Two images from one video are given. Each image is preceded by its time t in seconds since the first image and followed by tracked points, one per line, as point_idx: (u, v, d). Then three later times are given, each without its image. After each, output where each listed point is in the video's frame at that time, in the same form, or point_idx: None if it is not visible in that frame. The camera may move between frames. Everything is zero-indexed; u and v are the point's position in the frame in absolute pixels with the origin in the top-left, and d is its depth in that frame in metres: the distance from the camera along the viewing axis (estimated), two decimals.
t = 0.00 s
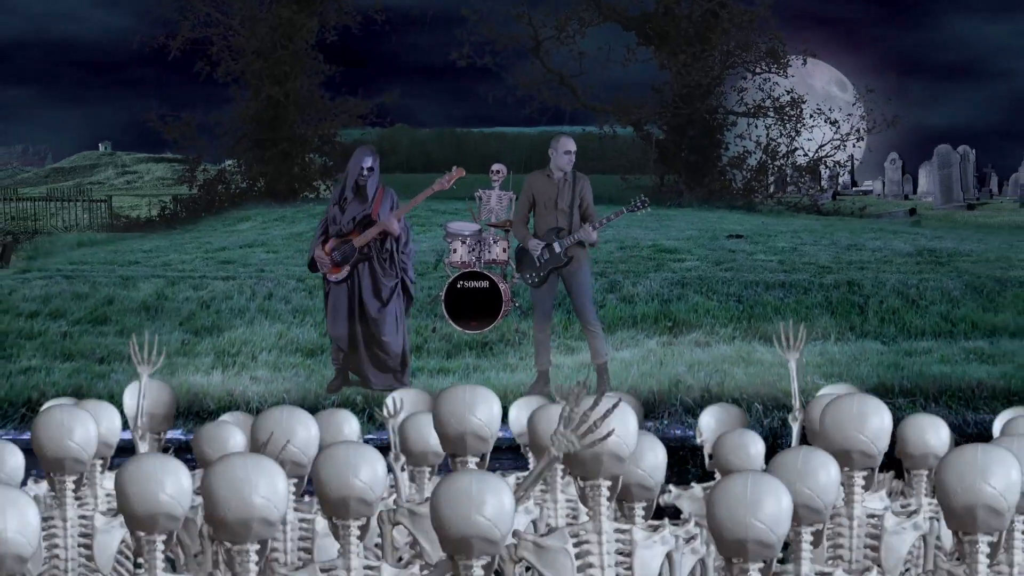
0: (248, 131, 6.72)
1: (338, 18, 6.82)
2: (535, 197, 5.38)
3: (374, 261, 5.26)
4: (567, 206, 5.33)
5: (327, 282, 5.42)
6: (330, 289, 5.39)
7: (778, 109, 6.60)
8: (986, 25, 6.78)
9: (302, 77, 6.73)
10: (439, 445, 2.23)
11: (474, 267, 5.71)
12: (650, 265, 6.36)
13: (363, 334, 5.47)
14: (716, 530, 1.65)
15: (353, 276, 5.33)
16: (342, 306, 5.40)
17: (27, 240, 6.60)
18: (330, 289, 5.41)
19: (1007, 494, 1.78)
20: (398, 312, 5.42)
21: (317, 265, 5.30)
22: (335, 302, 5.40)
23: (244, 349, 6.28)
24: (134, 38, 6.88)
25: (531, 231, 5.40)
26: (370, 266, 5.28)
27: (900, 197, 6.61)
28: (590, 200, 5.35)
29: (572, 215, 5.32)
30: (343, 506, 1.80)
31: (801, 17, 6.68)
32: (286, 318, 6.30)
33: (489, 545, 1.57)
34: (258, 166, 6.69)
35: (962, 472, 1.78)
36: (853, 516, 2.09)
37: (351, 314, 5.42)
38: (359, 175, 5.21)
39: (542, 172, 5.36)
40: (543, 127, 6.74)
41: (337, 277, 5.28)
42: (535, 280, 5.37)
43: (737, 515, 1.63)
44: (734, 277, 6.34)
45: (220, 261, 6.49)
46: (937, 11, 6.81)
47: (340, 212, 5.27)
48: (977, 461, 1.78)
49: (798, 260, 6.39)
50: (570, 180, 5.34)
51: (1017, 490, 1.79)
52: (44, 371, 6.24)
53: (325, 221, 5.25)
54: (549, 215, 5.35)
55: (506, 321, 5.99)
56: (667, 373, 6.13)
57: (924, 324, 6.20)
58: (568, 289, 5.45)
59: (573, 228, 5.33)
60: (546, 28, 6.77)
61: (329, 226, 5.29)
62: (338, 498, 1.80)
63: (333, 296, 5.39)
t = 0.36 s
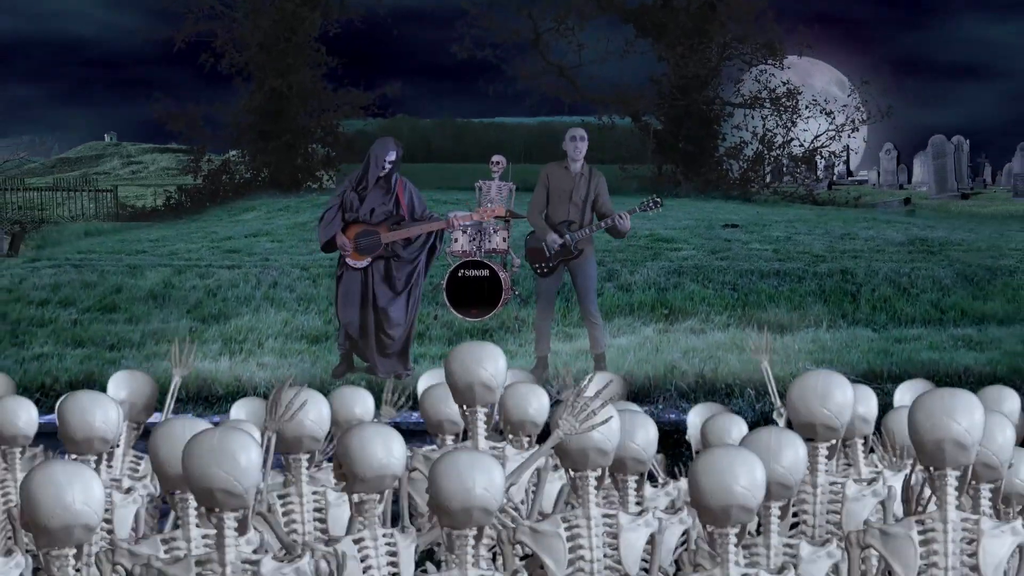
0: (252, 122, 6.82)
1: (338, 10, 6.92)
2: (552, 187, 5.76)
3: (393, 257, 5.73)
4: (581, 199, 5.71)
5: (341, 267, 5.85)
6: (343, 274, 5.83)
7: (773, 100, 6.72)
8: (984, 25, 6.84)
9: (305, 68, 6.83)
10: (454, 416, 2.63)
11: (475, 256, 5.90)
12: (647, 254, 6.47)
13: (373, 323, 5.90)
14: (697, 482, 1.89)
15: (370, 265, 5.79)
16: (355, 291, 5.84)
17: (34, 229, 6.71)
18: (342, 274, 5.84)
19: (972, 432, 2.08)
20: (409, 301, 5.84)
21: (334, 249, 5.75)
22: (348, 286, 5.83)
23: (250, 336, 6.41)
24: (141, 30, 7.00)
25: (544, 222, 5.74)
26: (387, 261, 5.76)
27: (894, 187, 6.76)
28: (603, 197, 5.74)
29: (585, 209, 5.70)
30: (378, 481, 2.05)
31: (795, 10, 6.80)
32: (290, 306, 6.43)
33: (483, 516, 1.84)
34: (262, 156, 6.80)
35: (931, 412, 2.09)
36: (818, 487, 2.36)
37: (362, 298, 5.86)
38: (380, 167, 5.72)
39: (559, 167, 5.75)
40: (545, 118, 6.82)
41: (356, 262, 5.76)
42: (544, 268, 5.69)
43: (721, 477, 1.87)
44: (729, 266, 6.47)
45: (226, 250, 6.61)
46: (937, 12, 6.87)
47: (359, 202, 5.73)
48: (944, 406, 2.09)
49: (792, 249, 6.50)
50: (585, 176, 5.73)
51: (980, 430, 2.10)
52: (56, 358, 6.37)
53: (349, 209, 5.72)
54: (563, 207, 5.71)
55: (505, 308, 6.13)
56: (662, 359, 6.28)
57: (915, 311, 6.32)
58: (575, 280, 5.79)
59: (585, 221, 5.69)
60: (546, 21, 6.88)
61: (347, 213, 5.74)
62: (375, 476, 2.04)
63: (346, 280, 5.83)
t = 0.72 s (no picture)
0: (256, 113, 6.93)
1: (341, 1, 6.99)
2: (575, 178, 5.84)
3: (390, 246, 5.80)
4: (600, 192, 5.78)
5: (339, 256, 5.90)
6: (343, 263, 5.88)
7: (770, 91, 6.79)
8: (981, 23, 6.97)
9: (308, 60, 6.94)
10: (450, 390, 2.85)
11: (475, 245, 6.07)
12: (644, 242, 6.60)
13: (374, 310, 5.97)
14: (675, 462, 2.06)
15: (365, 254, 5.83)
16: (353, 280, 5.89)
17: (41, 219, 6.81)
18: (342, 263, 5.89)
19: (893, 519, 1.95)
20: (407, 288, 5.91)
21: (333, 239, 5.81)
22: (346, 276, 5.88)
23: (256, 324, 6.53)
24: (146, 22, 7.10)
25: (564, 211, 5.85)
26: (383, 250, 5.82)
27: (890, 176, 6.85)
28: (623, 191, 5.80)
29: (602, 202, 5.78)
30: (370, 439, 2.36)
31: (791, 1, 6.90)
32: (294, 294, 6.55)
33: (523, 458, 2.09)
34: (265, 147, 6.90)
35: (854, 495, 1.96)
36: (803, 453, 2.61)
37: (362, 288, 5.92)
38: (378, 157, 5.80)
39: (582, 157, 5.83)
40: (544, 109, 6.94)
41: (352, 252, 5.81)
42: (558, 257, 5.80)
43: (685, 455, 2.05)
44: (725, 255, 6.59)
45: (231, 239, 6.72)
46: (937, 12, 6.99)
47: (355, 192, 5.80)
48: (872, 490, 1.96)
49: (787, 238, 6.62)
50: (606, 169, 5.79)
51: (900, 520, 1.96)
52: (68, 344, 6.49)
53: (345, 201, 5.79)
54: (582, 198, 5.80)
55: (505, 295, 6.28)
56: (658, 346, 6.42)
57: (906, 299, 6.44)
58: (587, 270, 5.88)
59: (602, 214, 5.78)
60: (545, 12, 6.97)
61: (344, 204, 5.81)
62: (293, 452, 2.10)
63: (344, 270, 5.88)
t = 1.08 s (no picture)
0: (259, 103, 7.07)
1: None
2: (577, 168, 5.95)
3: (387, 235, 5.93)
4: (601, 180, 5.89)
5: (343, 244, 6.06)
6: (346, 251, 6.04)
7: (766, 81, 6.92)
8: (974, 15, 7.03)
9: (310, 52, 7.05)
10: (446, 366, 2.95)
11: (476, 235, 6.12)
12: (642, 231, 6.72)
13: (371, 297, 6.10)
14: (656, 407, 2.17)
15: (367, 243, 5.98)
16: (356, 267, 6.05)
17: (48, 209, 6.91)
18: (346, 251, 6.06)
19: (866, 468, 2.01)
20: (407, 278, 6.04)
21: (333, 227, 5.96)
22: (349, 262, 6.05)
23: (262, 311, 6.65)
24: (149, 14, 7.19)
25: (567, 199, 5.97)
26: (381, 239, 5.96)
27: (884, 166, 6.95)
28: (625, 178, 5.88)
29: (603, 190, 5.88)
30: (377, 397, 2.34)
31: None
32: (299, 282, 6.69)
33: (588, 430, 2.23)
34: (268, 137, 7.03)
35: (873, 418, 2.30)
36: (795, 449, 2.68)
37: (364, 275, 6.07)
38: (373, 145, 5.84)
39: (585, 147, 5.95)
40: (544, 99, 7.03)
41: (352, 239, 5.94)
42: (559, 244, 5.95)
43: (672, 397, 2.15)
44: (722, 243, 6.70)
45: (236, 228, 6.84)
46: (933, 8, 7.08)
47: (355, 182, 5.91)
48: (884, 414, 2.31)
49: (782, 227, 6.75)
50: (608, 158, 5.90)
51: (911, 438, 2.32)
52: (78, 331, 6.62)
53: (345, 189, 5.92)
54: (584, 186, 5.92)
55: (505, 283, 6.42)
56: (656, 333, 6.55)
57: (897, 287, 6.59)
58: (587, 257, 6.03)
59: (602, 203, 5.89)
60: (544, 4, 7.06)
61: (344, 194, 5.94)
62: (374, 391, 2.33)
63: (348, 257, 6.05)
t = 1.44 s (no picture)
0: (263, 94, 7.17)
1: None
2: (562, 159, 6.13)
3: (397, 226, 6.09)
4: (586, 171, 6.10)
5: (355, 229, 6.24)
6: (358, 237, 6.21)
7: (762, 72, 7.04)
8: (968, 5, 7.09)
9: (313, 43, 7.11)
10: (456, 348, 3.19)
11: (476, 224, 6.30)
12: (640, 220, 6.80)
13: (381, 288, 6.24)
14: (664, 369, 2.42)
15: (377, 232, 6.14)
16: (365, 255, 6.22)
17: (55, 198, 7.07)
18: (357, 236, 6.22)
19: (840, 433, 2.22)
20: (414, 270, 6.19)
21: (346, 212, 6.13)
22: (360, 249, 6.22)
23: (269, 299, 6.77)
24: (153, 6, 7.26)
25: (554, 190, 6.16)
26: (391, 229, 6.12)
27: (879, 156, 7.06)
28: (607, 172, 6.10)
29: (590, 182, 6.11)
30: (393, 390, 2.49)
31: None
32: (303, 270, 6.78)
33: (594, 403, 2.39)
34: (272, 127, 7.14)
35: (855, 404, 2.39)
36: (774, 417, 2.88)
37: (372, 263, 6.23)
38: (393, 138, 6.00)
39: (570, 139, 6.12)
40: (543, 88, 7.14)
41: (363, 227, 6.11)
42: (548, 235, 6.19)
43: (678, 352, 2.40)
44: (718, 232, 6.82)
45: (241, 217, 6.96)
46: None
47: (373, 171, 6.07)
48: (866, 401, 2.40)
49: (777, 216, 6.87)
50: (592, 151, 6.10)
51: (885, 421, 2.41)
52: (90, 318, 6.73)
53: (362, 176, 6.09)
54: (570, 178, 6.11)
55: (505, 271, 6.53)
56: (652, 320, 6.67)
57: (889, 275, 6.71)
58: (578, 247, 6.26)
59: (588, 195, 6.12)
60: None
61: (361, 180, 6.10)
62: (284, 432, 2.21)
63: (359, 243, 6.22)
